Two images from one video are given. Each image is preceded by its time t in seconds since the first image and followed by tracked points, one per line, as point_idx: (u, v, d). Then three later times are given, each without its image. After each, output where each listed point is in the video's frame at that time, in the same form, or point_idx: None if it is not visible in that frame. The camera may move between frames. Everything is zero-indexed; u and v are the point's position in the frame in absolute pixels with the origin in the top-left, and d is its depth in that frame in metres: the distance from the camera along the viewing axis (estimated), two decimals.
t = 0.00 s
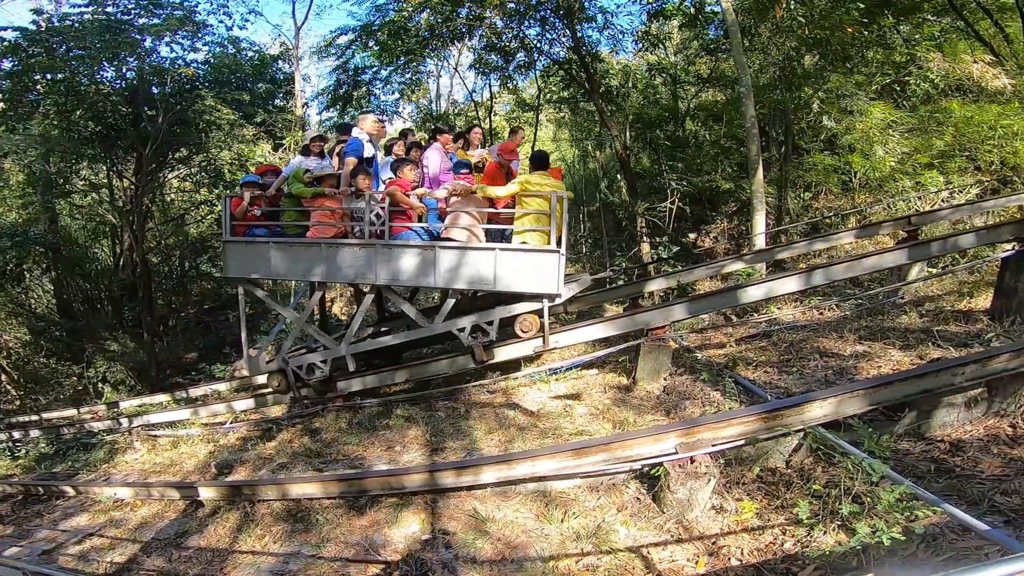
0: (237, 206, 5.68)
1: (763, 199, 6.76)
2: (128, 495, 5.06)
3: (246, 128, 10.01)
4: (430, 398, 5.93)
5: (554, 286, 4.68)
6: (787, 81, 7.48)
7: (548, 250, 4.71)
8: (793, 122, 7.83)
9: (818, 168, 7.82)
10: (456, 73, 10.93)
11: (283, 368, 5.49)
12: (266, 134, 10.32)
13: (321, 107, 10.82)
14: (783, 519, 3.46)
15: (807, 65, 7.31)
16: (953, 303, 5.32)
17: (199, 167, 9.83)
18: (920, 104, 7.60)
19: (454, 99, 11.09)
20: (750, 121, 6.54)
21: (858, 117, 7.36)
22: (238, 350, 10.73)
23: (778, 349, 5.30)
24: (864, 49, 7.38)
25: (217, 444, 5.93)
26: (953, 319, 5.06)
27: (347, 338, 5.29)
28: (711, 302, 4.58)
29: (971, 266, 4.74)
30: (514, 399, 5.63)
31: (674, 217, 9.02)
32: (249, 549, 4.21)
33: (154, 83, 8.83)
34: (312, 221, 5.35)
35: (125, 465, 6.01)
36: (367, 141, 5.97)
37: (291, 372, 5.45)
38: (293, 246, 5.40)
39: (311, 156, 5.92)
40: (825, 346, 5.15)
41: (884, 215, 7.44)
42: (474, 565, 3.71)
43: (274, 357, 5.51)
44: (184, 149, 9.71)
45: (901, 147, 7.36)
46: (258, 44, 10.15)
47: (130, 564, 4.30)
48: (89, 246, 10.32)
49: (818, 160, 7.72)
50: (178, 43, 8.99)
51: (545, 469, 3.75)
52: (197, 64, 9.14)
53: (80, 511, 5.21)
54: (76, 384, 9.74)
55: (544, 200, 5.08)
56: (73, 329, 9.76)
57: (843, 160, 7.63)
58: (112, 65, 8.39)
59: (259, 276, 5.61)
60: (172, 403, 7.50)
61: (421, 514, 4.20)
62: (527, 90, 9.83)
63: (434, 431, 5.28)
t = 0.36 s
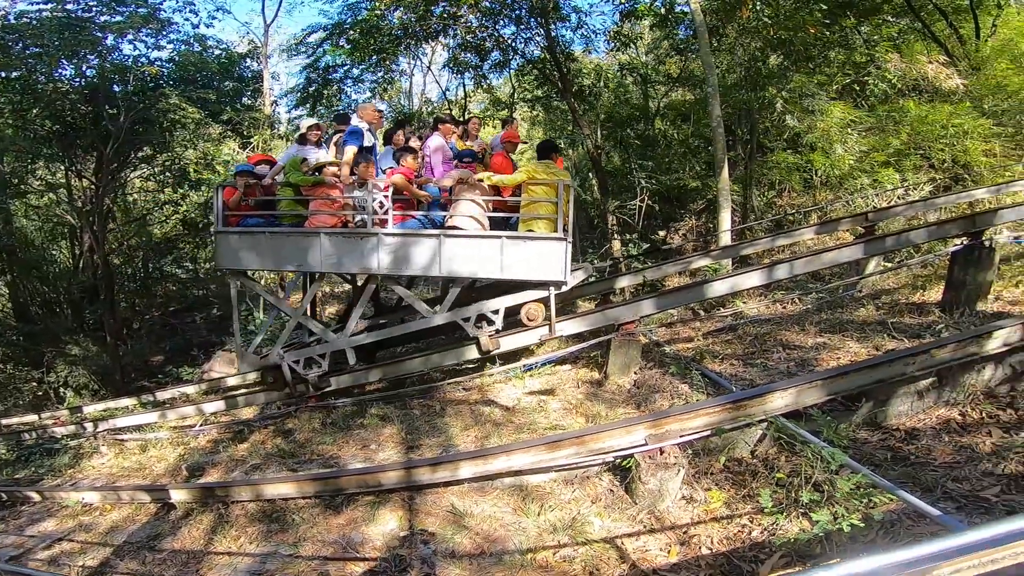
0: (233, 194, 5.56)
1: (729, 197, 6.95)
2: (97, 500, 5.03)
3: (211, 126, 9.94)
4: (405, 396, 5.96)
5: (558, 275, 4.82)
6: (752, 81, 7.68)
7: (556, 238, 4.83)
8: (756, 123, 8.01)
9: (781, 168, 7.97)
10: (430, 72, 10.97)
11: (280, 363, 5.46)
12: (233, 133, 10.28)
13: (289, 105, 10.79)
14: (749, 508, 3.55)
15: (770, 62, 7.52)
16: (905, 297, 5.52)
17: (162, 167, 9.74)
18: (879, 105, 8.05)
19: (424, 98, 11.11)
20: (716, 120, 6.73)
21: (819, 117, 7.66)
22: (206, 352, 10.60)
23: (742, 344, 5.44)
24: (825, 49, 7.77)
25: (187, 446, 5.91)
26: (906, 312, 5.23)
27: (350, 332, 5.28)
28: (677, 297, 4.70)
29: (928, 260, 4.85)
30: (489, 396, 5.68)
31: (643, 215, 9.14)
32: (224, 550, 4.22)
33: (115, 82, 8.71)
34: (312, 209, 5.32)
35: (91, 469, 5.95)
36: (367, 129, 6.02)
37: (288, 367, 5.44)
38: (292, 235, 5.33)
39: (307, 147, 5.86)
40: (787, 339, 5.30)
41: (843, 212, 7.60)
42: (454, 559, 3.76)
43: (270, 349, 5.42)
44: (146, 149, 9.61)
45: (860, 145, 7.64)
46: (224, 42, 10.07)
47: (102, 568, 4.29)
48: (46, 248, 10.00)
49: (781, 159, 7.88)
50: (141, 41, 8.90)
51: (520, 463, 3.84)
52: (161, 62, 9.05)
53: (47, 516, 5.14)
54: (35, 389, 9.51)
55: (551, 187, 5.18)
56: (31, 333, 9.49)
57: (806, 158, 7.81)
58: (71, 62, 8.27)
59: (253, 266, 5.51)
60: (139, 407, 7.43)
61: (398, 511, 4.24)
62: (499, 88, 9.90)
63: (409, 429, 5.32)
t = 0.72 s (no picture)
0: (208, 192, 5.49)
1: (680, 206, 7.22)
2: (38, 517, 4.90)
3: (159, 133, 9.83)
4: (365, 408, 6.00)
5: (556, 274, 5.06)
6: (702, 91, 8.01)
7: (551, 236, 5.02)
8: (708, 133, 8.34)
9: (730, 176, 8.30)
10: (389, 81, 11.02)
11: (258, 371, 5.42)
12: (182, 139, 10.19)
13: (241, 112, 10.94)
14: (706, 508, 3.68)
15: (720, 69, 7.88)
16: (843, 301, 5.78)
17: (105, 174, 9.71)
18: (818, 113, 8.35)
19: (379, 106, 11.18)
20: (670, 130, 6.92)
21: (764, 126, 7.92)
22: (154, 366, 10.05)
23: (692, 348, 5.59)
24: (769, 60, 8.18)
25: (135, 463, 5.85)
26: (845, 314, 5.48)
27: (335, 335, 5.37)
28: (631, 304, 5.00)
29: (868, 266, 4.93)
30: (450, 405, 5.76)
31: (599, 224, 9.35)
32: (179, 566, 4.21)
33: (55, 87, 8.45)
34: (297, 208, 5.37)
35: (30, 488, 5.81)
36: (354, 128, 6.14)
37: (268, 374, 5.41)
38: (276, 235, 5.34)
39: (290, 143, 5.97)
40: (735, 342, 5.48)
41: (787, 218, 7.90)
42: (420, 568, 3.81)
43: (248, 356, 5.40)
44: (88, 155, 9.35)
45: (802, 153, 7.84)
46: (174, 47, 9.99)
47: None
48: None
49: (730, 168, 8.20)
50: (86, 45, 8.70)
51: (483, 470, 3.85)
52: (105, 68, 8.91)
53: None
54: None
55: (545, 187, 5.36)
56: None
57: (752, 167, 8.08)
58: (8, 66, 7.91)
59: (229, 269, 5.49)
60: (81, 424, 7.25)
61: (361, 522, 4.27)
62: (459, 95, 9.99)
63: (368, 440, 5.37)
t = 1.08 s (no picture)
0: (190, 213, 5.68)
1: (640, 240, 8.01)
2: None
3: (114, 159, 10.14)
4: (324, 443, 6.18)
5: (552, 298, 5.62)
6: (661, 126, 8.62)
7: (546, 262, 5.62)
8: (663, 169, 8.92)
9: (688, 212, 8.97)
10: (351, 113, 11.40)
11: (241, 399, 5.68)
12: (138, 167, 10.45)
13: (200, 140, 10.99)
14: (670, 535, 3.82)
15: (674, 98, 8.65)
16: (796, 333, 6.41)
17: (53, 202, 9.81)
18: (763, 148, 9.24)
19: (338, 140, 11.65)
20: (630, 164, 7.87)
21: (716, 160, 8.55)
22: (96, 401, 9.64)
23: (649, 382, 6.20)
24: (725, 92, 8.94)
25: (75, 497, 5.87)
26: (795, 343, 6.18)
27: (323, 366, 5.69)
28: (596, 336, 5.57)
29: (814, 294, 5.74)
30: (413, 441, 5.97)
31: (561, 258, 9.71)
32: None
33: (8, 108, 8.85)
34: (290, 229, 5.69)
35: None
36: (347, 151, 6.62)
37: (252, 403, 5.68)
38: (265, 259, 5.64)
39: (279, 163, 6.49)
40: (694, 373, 6.08)
41: (741, 250, 8.68)
42: None
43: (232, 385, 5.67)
44: (36, 182, 9.51)
45: (751, 188, 8.57)
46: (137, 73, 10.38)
47: None
48: None
49: (687, 204, 8.87)
50: (46, 65, 9.36)
51: (448, 504, 3.92)
52: (63, 90, 9.38)
53: None
54: None
55: (541, 214, 5.83)
56: None
57: (706, 202, 8.78)
58: None
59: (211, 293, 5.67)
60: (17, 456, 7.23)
61: (320, 557, 4.32)
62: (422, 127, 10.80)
63: (326, 476, 5.53)
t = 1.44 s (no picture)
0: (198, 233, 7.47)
1: (614, 264, 10.41)
2: None
3: (87, 174, 12.15)
4: (292, 466, 7.82)
5: (560, 309, 7.47)
6: (636, 148, 11.90)
7: (554, 275, 7.43)
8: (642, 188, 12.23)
9: (663, 232, 12.30)
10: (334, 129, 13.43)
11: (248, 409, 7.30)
12: (108, 182, 12.46)
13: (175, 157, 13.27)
14: (640, 555, 4.47)
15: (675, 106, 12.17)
16: (766, 347, 8.91)
17: (22, 215, 11.62)
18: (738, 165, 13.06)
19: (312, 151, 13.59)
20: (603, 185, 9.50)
21: (690, 179, 11.73)
22: (60, 419, 11.26)
23: (635, 399, 8.38)
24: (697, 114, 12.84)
25: (34, 515, 7.24)
26: (768, 361, 8.32)
27: (330, 377, 7.27)
28: (580, 354, 7.61)
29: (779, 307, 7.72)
30: (384, 463, 7.78)
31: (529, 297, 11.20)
32: None
33: None
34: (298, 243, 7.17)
35: None
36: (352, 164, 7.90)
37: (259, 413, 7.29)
38: (256, 270, 7.18)
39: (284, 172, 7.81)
40: (667, 393, 8.26)
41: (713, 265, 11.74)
42: None
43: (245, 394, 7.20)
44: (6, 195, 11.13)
45: (723, 207, 11.84)
46: (112, 90, 12.45)
47: None
48: None
49: (664, 225, 12.16)
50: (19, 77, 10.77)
51: (416, 526, 4.53)
52: (35, 103, 11.21)
53: None
54: None
55: (545, 225, 7.84)
56: None
57: (681, 223, 12.11)
58: None
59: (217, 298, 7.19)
60: None
61: None
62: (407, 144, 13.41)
63: (297, 497, 7.11)
